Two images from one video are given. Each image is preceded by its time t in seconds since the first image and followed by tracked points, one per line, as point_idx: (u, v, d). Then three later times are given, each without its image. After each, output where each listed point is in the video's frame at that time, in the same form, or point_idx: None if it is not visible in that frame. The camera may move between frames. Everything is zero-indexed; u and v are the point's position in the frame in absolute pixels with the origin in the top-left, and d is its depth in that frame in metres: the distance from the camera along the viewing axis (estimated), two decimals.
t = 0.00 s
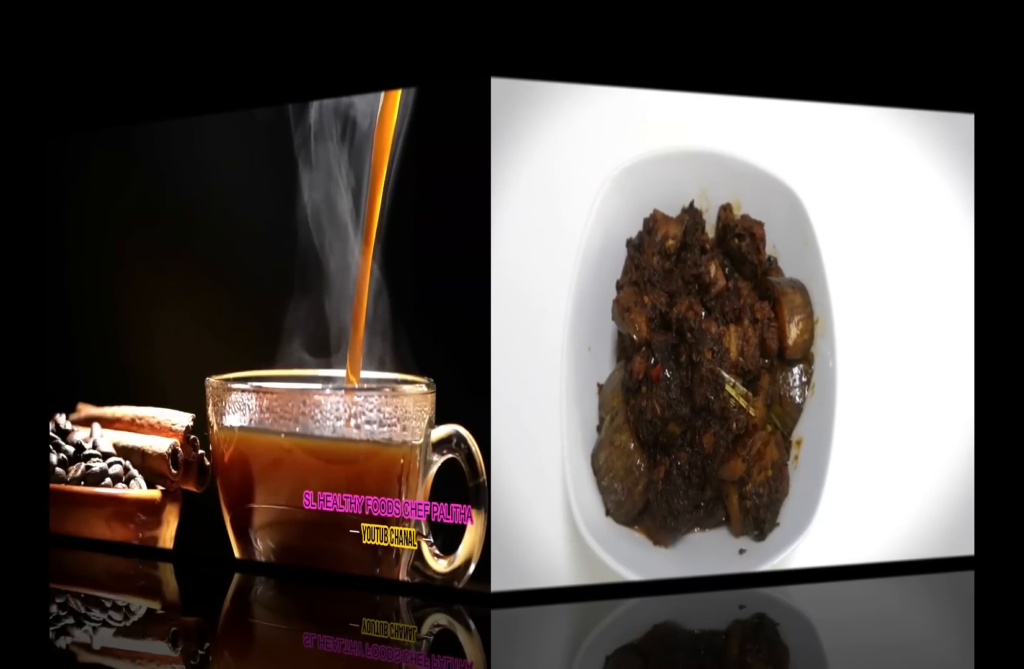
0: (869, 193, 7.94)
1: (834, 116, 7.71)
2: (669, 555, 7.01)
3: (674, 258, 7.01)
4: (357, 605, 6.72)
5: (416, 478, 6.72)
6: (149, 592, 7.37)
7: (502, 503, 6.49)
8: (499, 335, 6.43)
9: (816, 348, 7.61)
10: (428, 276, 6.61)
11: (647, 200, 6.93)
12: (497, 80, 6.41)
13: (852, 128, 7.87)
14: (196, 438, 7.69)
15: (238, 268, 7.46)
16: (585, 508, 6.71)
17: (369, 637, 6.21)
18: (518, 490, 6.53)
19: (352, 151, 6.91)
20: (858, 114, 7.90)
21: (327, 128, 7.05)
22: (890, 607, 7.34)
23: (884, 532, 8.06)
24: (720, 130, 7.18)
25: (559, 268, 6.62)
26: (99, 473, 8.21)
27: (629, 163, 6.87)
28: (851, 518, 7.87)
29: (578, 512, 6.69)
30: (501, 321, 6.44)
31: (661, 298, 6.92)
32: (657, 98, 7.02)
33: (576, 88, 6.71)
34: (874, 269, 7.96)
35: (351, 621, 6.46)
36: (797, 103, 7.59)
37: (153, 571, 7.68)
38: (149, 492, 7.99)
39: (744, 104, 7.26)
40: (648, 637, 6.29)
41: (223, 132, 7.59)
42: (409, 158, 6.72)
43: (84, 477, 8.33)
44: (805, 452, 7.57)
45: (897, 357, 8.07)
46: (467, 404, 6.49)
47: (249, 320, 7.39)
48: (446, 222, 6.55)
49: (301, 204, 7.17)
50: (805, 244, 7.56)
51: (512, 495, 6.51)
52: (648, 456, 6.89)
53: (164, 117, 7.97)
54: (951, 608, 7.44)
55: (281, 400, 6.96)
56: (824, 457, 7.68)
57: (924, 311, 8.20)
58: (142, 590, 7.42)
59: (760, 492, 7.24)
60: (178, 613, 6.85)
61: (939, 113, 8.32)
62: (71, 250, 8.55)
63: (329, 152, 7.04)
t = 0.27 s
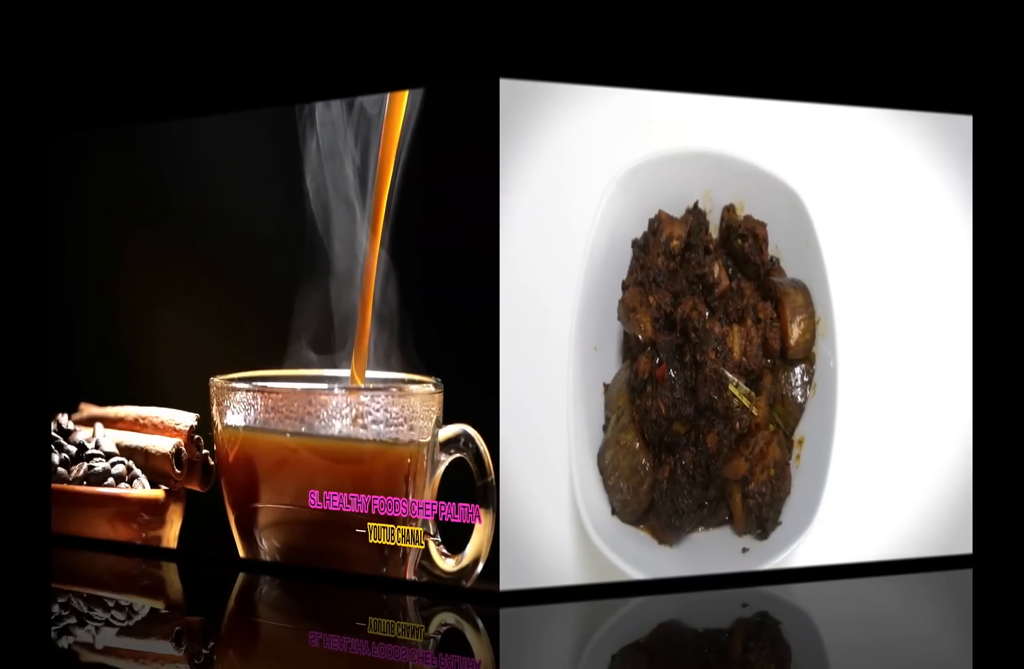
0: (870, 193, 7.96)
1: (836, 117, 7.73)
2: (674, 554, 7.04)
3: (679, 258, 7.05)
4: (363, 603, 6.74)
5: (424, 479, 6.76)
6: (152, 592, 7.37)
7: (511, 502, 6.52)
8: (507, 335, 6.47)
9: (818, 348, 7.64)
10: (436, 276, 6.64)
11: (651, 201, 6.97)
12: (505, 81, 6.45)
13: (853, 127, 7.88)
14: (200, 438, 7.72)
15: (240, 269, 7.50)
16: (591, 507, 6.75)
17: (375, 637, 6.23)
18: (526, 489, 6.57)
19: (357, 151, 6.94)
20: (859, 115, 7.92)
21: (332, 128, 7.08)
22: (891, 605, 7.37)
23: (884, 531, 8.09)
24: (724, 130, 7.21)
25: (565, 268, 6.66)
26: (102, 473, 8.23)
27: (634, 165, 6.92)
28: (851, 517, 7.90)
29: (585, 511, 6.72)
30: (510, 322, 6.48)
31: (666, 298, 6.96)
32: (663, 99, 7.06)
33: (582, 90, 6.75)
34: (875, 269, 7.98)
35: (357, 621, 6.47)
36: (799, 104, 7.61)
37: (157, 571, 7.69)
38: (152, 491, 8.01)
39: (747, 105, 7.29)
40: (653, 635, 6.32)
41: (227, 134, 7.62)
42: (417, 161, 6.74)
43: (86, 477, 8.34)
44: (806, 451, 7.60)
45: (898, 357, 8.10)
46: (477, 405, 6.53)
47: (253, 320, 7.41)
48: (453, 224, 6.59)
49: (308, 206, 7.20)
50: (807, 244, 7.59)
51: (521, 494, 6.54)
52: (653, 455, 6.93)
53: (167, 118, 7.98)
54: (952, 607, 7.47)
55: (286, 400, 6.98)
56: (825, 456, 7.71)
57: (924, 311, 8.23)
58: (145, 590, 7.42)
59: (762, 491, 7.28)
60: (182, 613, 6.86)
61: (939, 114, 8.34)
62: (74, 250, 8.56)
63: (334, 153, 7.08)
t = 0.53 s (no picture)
0: (871, 193, 7.98)
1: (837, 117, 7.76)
2: (678, 552, 7.08)
3: (683, 259, 7.10)
4: (369, 602, 6.75)
5: (431, 479, 6.80)
6: (155, 591, 7.38)
7: (520, 502, 6.56)
8: (515, 336, 6.50)
9: (820, 348, 7.66)
10: (444, 276, 6.68)
11: (656, 202, 7.01)
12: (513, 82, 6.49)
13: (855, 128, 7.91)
14: (204, 438, 7.78)
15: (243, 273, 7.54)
16: (598, 507, 6.78)
17: (380, 636, 6.24)
18: (535, 488, 6.60)
19: (363, 154, 6.99)
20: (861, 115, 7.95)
21: (338, 130, 7.12)
22: (891, 603, 7.40)
23: (884, 530, 8.11)
24: (729, 131, 7.25)
25: (573, 270, 6.69)
26: (105, 472, 8.24)
27: (639, 166, 6.96)
28: (852, 515, 7.93)
29: (592, 511, 6.75)
30: (518, 322, 6.52)
31: (670, 299, 7.00)
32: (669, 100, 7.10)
33: (588, 90, 6.79)
34: (875, 268, 8.01)
35: (363, 620, 6.49)
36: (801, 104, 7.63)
37: (160, 571, 7.70)
38: (156, 492, 8.03)
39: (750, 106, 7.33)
40: (658, 635, 6.34)
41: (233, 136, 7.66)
42: (426, 163, 6.79)
43: (89, 477, 8.35)
44: (808, 450, 7.63)
45: (899, 356, 8.13)
46: (485, 405, 6.56)
47: (257, 322, 7.45)
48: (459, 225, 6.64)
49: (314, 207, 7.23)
50: (808, 245, 7.62)
51: (529, 493, 6.58)
52: (658, 454, 6.98)
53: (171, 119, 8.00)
54: (953, 605, 7.50)
55: (291, 400, 6.99)
56: (827, 455, 7.73)
57: (923, 311, 8.26)
58: (149, 589, 7.43)
59: (765, 490, 7.32)
60: (186, 612, 6.87)
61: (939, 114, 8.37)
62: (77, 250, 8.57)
63: (341, 157, 7.12)
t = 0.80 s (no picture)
0: (873, 193, 7.97)
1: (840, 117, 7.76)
2: (683, 552, 7.10)
3: (688, 259, 7.13)
4: (373, 602, 6.75)
5: (437, 478, 6.83)
6: (157, 591, 7.36)
7: (528, 501, 6.58)
8: (524, 335, 6.53)
9: (822, 348, 7.66)
10: (452, 277, 6.72)
11: (663, 202, 7.02)
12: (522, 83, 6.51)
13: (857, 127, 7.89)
14: (205, 437, 7.79)
15: (249, 273, 7.57)
16: (605, 507, 6.81)
17: (385, 636, 6.23)
18: (542, 487, 6.63)
19: (369, 156, 7.03)
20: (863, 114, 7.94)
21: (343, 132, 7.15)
22: (894, 602, 7.40)
23: (887, 530, 8.10)
24: (734, 131, 7.26)
25: (580, 271, 6.73)
26: (106, 473, 8.24)
27: (646, 165, 6.98)
28: (854, 515, 7.90)
29: (599, 510, 6.79)
30: (527, 322, 6.54)
31: (676, 298, 7.02)
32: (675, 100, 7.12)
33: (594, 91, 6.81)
34: (878, 267, 8.00)
35: (367, 620, 6.48)
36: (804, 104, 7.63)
37: (162, 571, 7.69)
38: (157, 491, 8.07)
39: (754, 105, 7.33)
40: (663, 634, 6.34)
41: (238, 138, 7.68)
42: (433, 164, 6.81)
43: (90, 478, 8.34)
44: (811, 450, 7.63)
45: (903, 355, 8.13)
46: (495, 405, 6.60)
47: (262, 323, 7.48)
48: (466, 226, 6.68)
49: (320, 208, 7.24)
50: (811, 245, 7.61)
51: (537, 493, 6.61)
52: (664, 454, 7.00)
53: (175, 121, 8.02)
54: (955, 602, 7.49)
55: (296, 400, 6.96)
56: (829, 455, 7.72)
57: (926, 310, 8.26)
58: (150, 589, 7.42)
59: (769, 490, 7.34)
60: (189, 612, 6.86)
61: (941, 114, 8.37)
62: (79, 252, 8.58)
63: (347, 158, 7.14)
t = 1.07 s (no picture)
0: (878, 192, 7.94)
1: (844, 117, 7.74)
2: (690, 552, 7.08)
3: (695, 259, 7.10)
4: (379, 604, 6.71)
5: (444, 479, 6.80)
6: (157, 593, 7.30)
7: (536, 501, 6.56)
8: (532, 335, 6.50)
9: (827, 347, 7.63)
10: (460, 277, 6.69)
11: (668, 202, 6.99)
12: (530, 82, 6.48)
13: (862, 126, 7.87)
14: (207, 438, 7.73)
15: (252, 273, 7.53)
16: (612, 507, 6.78)
17: (390, 638, 6.18)
18: (550, 488, 6.60)
19: (373, 156, 6.99)
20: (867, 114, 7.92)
21: (347, 133, 7.11)
22: (899, 602, 7.37)
23: (890, 530, 8.07)
24: (739, 131, 7.24)
25: (589, 270, 6.70)
26: (105, 474, 8.18)
27: (651, 166, 6.96)
28: (858, 515, 7.89)
29: (606, 511, 6.76)
30: (535, 321, 6.52)
31: (682, 298, 7.00)
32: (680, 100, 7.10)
33: (600, 90, 6.78)
34: (881, 266, 7.97)
35: (372, 622, 6.44)
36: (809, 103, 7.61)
37: (162, 573, 7.63)
38: (157, 492, 8.02)
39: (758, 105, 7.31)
40: (669, 635, 6.30)
41: (241, 137, 7.64)
42: (441, 164, 6.78)
43: (88, 479, 8.28)
44: (816, 450, 7.61)
45: (906, 355, 8.10)
46: (503, 406, 6.57)
47: (266, 323, 7.44)
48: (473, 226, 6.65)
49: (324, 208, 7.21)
50: (816, 245, 7.59)
51: (545, 493, 6.58)
52: (671, 454, 6.98)
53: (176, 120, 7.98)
54: (959, 602, 7.46)
55: (299, 400, 6.92)
56: (834, 455, 7.70)
57: (928, 310, 8.24)
58: (151, 591, 7.37)
59: (774, 490, 7.32)
60: (190, 614, 6.80)
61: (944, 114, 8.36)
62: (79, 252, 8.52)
63: (350, 158, 7.11)
